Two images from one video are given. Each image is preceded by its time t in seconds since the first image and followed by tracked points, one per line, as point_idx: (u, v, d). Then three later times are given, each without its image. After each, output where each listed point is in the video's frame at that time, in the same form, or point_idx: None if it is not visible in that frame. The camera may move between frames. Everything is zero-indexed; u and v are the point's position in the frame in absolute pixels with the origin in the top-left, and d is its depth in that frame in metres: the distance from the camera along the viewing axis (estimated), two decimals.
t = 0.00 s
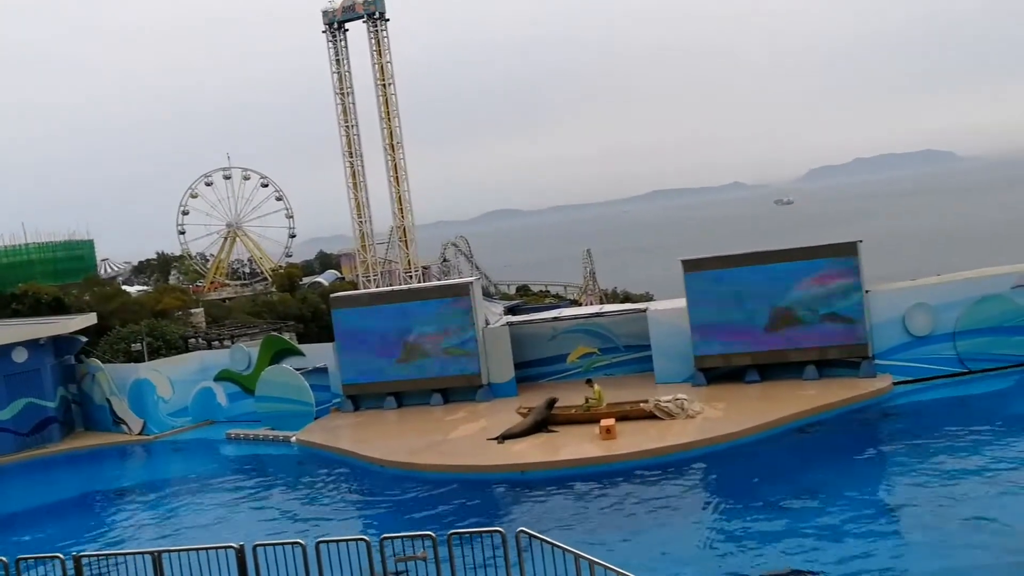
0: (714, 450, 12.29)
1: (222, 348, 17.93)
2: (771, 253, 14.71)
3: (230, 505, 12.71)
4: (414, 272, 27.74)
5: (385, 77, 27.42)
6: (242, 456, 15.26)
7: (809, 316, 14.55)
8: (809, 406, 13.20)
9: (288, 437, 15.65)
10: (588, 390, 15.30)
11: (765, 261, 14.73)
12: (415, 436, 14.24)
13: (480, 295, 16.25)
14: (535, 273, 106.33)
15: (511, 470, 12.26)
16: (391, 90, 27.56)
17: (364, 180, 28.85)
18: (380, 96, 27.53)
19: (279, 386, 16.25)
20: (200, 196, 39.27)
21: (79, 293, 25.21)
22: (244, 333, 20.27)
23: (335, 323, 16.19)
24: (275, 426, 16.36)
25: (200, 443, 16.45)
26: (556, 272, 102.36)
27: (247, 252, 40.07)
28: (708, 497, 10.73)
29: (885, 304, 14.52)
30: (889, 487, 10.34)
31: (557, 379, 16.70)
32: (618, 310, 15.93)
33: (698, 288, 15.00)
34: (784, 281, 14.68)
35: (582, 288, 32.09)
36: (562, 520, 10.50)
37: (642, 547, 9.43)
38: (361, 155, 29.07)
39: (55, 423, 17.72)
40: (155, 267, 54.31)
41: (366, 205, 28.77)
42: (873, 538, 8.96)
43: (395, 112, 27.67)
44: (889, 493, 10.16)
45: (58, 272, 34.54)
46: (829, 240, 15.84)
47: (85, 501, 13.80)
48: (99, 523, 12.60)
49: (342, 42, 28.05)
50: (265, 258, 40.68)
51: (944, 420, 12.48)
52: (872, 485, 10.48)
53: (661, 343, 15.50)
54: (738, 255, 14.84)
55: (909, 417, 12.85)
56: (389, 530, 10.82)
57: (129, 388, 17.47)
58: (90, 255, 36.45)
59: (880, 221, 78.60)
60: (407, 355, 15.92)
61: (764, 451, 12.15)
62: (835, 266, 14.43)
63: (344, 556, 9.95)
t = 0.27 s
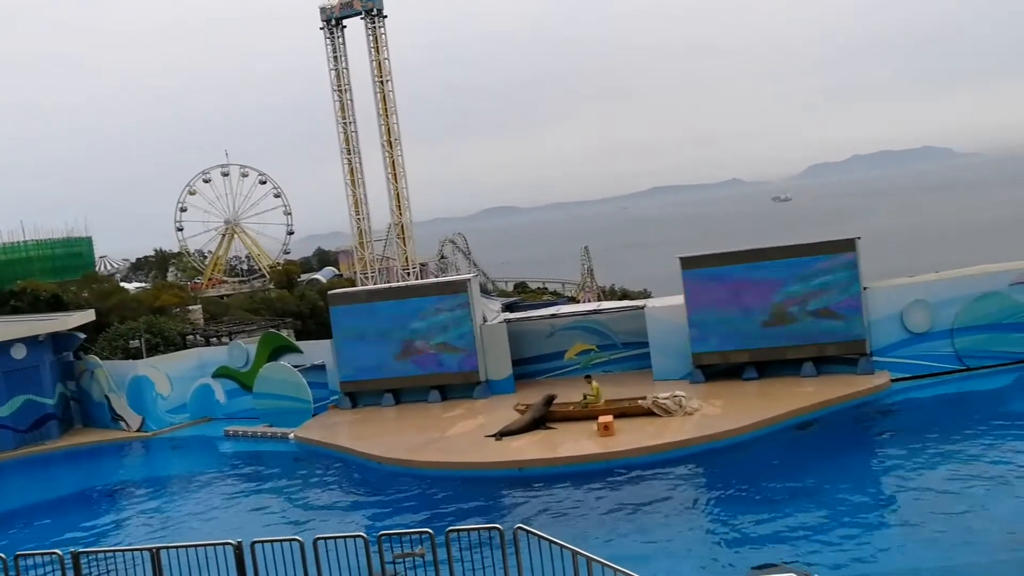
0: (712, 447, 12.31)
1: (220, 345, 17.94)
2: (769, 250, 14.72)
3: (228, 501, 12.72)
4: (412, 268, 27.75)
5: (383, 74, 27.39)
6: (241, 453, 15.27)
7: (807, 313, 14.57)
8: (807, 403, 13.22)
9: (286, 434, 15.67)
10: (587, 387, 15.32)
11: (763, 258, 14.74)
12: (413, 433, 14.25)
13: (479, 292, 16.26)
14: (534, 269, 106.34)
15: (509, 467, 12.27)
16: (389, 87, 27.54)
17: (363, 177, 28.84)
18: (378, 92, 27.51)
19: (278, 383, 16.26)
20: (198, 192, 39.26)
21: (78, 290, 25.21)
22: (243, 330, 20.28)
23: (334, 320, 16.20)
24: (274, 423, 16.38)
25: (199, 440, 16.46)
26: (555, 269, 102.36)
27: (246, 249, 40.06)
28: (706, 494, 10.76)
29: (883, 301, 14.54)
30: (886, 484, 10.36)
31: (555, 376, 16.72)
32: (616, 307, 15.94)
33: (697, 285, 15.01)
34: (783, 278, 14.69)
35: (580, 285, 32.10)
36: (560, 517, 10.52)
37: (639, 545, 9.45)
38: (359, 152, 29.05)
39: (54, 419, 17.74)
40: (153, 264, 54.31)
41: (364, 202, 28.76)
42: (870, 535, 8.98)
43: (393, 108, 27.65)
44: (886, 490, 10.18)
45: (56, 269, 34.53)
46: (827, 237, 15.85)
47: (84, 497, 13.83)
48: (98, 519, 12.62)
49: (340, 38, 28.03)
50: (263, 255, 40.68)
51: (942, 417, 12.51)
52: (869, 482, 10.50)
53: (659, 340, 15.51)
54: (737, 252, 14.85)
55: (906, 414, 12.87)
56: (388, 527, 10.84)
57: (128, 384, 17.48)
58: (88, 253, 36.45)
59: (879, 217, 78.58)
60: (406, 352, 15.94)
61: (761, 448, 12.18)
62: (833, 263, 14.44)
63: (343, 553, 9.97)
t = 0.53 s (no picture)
0: (712, 446, 12.33)
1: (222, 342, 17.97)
2: (771, 250, 14.72)
3: (229, 499, 12.75)
4: (413, 267, 27.77)
5: (385, 72, 27.41)
6: (242, 451, 15.29)
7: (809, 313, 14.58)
8: (807, 402, 13.23)
9: (288, 432, 15.69)
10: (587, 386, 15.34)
11: (765, 257, 14.74)
12: (414, 432, 14.27)
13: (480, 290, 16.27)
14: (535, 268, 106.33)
15: (510, 466, 12.29)
16: (391, 85, 27.55)
17: (364, 175, 28.86)
18: (380, 91, 27.53)
19: (279, 381, 16.29)
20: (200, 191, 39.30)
21: (80, 288, 25.25)
22: (244, 329, 20.31)
23: (335, 318, 16.22)
24: (275, 420, 16.40)
25: (200, 438, 16.49)
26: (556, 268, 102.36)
27: (247, 247, 40.09)
28: (707, 493, 10.77)
29: (884, 301, 14.54)
30: (886, 484, 10.37)
31: (556, 374, 16.73)
32: (617, 306, 15.96)
33: (698, 285, 15.02)
34: (783, 278, 14.69)
35: (582, 284, 32.11)
36: (560, 517, 10.53)
37: (640, 543, 9.48)
38: (361, 150, 29.07)
39: (55, 416, 17.77)
40: (155, 262, 54.36)
41: (365, 200, 28.79)
42: (870, 536, 8.99)
43: (395, 107, 27.66)
44: (887, 490, 10.18)
45: (58, 266, 34.58)
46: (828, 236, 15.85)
47: (86, 495, 13.85)
48: (99, 517, 12.64)
49: (342, 36, 28.04)
50: (265, 253, 40.72)
51: (942, 417, 12.52)
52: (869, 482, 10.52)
53: (660, 339, 15.53)
54: (739, 252, 14.84)
55: (907, 414, 12.88)
56: (388, 525, 10.87)
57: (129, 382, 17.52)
58: (90, 250, 36.49)
59: (881, 217, 78.53)
60: (406, 350, 15.96)
61: (762, 447, 12.19)
62: (835, 263, 14.44)
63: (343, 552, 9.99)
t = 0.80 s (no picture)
0: (713, 447, 12.32)
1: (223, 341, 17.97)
2: (773, 251, 14.71)
3: (229, 497, 12.75)
4: (415, 266, 27.77)
5: (388, 71, 27.40)
6: (243, 449, 15.29)
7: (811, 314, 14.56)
8: (808, 404, 13.22)
9: (288, 431, 15.69)
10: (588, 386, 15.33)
11: (767, 258, 14.73)
12: (415, 431, 14.27)
13: (481, 290, 16.27)
14: (537, 269, 106.31)
15: (510, 466, 12.28)
16: (393, 84, 27.54)
17: (366, 174, 28.85)
18: (382, 90, 27.52)
19: (280, 380, 16.29)
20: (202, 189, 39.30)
21: (82, 286, 25.26)
22: (246, 327, 20.31)
23: (336, 317, 16.21)
24: (276, 419, 16.40)
25: (201, 436, 16.49)
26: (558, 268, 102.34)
27: (249, 246, 40.10)
28: (707, 494, 10.77)
29: (886, 303, 14.52)
30: (888, 486, 10.36)
31: (558, 375, 16.73)
32: (619, 307, 15.95)
33: (699, 286, 15.01)
34: (785, 279, 14.68)
35: (584, 284, 32.09)
36: (560, 516, 10.53)
37: (640, 543, 9.48)
38: (363, 149, 29.06)
39: (57, 414, 17.77)
40: (157, 260, 54.40)
41: (367, 199, 28.78)
42: (871, 537, 8.99)
43: (397, 106, 27.65)
44: (889, 492, 10.17)
45: (60, 264, 34.61)
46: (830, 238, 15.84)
47: (86, 492, 13.86)
48: (99, 514, 12.64)
49: (344, 35, 28.04)
50: (266, 252, 40.71)
51: (943, 419, 12.50)
52: (871, 483, 10.52)
53: (661, 340, 15.52)
54: (741, 252, 14.83)
55: (908, 416, 12.87)
56: (388, 524, 10.87)
57: (130, 380, 17.52)
58: (92, 248, 36.51)
59: (884, 219, 78.46)
60: (408, 350, 15.95)
61: (763, 448, 12.18)
62: (837, 264, 14.44)
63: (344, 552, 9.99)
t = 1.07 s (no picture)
0: (711, 448, 12.30)
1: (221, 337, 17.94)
2: (773, 252, 14.70)
3: (225, 494, 12.71)
4: (414, 264, 27.74)
5: (389, 69, 27.37)
6: (240, 446, 15.26)
7: (811, 316, 14.54)
8: (806, 406, 13.20)
9: (286, 428, 15.66)
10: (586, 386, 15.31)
11: (766, 260, 14.72)
12: (412, 429, 14.24)
13: (481, 289, 16.24)
14: (535, 268, 106.24)
15: (508, 464, 12.26)
16: (395, 81, 27.51)
17: (367, 171, 28.82)
18: (384, 87, 27.49)
19: (278, 376, 16.26)
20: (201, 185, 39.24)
21: (79, 280, 25.19)
22: (244, 323, 20.28)
23: (334, 314, 16.18)
24: (273, 416, 16.37)
25: (198, 432, 16.46)
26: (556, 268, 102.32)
27: (248, 242, 40.05)
28: (704, 494, 10.75)
29: (885, 306, 14.51)
30: (885, 488, 10.35)
31: (556, 374, 16.70)
32: (618, 307, 15.93)
33: (699, 287, 14.99)
34: (785, 281, 14.66)
35: (583, 284, 32.07)
36: (557, 516, 10.51)
37: (637, 543, 9.47)
38: (364, 146, 29.03)
39: (53, 408, 17.72)
40: (156, 255, 54.33)
41: (367, 197, 28.74)
42: (868, 539, 8.97)
43: (398, 104, 27.62)
44: (887, 494, 10.16)
45: (58, 257, 34.54)
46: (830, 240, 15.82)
47: (83, 487, 13.82)
48: (94, 509, 12.61)
49: (346, 32, 28.01)
50: (265, 248, 40.66)
51: (941, 422, 12.49)
52: (868, 485, 10.51)
53: (660, 341, 15.50)
54: (741, 254, 14.82)
55: (906, 418, 12.86)
56: (385, 522, 10.84)
57: (127, 375, 17.48)
58: (90, 242, 36.44)
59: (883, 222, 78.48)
60: (406, 347, 15.93)
61: (761, 449, 12.17)
62: (837, 266, 14.42)
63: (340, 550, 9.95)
